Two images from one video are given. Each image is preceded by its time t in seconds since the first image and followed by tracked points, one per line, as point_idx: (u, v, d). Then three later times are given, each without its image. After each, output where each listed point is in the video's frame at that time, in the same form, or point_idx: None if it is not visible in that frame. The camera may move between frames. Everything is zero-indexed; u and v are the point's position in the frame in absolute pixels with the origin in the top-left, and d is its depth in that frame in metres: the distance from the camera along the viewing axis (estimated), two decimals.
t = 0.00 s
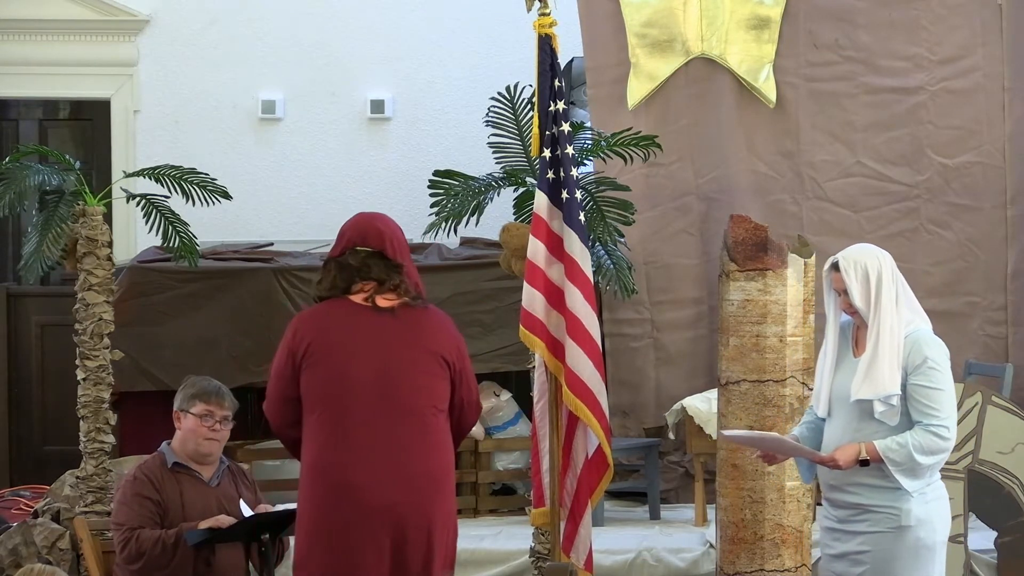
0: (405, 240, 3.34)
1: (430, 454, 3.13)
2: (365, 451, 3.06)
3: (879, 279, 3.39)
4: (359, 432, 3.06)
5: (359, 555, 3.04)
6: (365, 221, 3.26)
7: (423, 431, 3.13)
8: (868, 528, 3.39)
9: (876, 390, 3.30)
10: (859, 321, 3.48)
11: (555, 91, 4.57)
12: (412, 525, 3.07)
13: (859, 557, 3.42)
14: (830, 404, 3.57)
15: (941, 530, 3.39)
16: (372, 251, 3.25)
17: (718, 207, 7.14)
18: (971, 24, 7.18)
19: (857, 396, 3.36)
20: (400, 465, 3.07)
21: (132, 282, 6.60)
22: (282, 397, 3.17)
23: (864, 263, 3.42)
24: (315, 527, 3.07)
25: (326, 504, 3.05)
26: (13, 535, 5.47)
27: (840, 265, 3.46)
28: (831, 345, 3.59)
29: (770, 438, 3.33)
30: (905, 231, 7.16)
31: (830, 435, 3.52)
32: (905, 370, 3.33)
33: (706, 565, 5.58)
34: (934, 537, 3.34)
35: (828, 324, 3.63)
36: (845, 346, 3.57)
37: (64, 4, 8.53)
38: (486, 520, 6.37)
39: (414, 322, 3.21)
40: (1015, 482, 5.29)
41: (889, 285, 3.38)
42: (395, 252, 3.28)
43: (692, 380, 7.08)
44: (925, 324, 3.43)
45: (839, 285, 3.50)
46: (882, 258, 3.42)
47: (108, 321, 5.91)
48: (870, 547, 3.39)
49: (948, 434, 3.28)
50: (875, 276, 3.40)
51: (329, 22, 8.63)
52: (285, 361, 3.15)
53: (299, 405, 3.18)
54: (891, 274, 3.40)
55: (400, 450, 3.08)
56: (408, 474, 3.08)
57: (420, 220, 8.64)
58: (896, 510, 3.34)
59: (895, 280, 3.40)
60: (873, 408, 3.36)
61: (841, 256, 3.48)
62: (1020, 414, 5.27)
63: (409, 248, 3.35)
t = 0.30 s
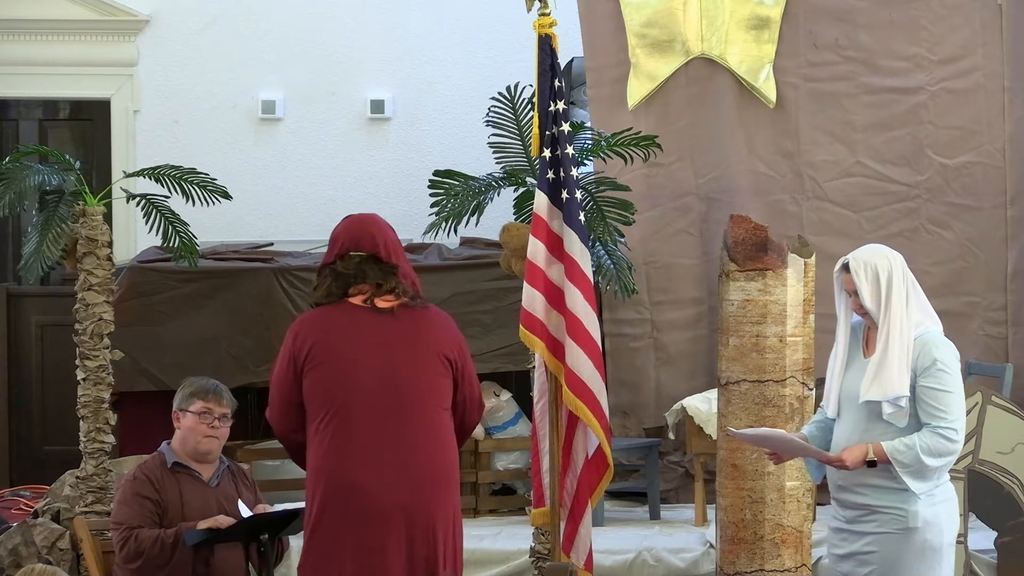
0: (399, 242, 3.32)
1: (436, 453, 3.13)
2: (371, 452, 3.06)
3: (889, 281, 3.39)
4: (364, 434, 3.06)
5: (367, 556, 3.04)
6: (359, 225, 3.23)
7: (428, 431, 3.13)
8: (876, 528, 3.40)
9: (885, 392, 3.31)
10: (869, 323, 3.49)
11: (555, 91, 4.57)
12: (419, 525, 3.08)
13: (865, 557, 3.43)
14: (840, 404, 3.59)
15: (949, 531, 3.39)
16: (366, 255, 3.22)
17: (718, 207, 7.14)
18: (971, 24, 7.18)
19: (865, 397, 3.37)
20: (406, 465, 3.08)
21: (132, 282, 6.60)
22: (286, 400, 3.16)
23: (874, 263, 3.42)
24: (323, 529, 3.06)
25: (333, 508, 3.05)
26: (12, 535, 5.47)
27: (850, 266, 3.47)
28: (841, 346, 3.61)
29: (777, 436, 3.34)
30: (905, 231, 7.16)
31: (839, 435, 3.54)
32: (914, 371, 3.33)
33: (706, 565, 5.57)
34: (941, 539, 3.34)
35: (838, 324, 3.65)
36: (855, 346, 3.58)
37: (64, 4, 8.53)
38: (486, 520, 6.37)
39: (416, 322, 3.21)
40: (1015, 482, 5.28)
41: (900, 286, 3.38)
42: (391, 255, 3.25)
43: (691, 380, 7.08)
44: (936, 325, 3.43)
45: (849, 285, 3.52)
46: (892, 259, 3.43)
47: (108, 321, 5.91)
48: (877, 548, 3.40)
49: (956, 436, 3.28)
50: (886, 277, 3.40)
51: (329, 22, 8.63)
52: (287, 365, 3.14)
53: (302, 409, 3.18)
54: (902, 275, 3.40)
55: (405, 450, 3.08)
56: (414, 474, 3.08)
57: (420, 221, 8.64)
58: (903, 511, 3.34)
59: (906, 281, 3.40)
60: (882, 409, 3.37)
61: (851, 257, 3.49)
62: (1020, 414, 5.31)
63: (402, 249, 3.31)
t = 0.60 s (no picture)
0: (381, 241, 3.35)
1: (426, 449, 3.13)
2: (362, 450, 3.05)
3: (896, 282, 3.42)
4: (354, 433, 3.05)
5: (361, 555, 3.03)
6: (341, 225, 3.29)
7: (418, 429, 3.13)
8: (883, 529, 3.44)
9: (893, 393, 3.34)
10: (877, 324, 3.52)
11: (555, 91, 4.57)
12: (412, 522, 3.07)
13: (872, 557, 3.47)
14: (848, 406, 3.61)
15: (955, 533, 3.43)
16: (348, 250, 3.27)
17: (718, 207, 7.14)
18: (971, 24, 7.18)
19: (873, 399, 3.40)
20: (397, 462, 3.07)
21: (132, 282, 6.60)
22: (275, 401, 3.15)
23: (881, 264, 3.45)
24: (316, 529, 3.05)
25: (326, 508, 3.04)
26: (12, 535, 5.47)
27: (857, 267, 3.50)
28: (849, 347, 3.63)
29: (785, 442, 3.35)
30: (905, 231, 7.16)
31: (847, 437, 3.57)
32: (922, 373, 3.36)
33: (706, 565, 5.57)
34: (947, 540, 3.38)
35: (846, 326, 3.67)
36: (863, 348, 3.61)
37: (64, 4, 8.53)
38: (487, 520, 6.38)
39: (403, 319, 3.20)
40: (1016, 482, 5.27)
41: (907, 287, 3.42)
42: (371, 250, 3.30)
43: (691, 380, 7.08)
44: (944, 327, 3.46)
45: (856, 287, 3.54)
46: (899, 260, 3.46)
47: (108, 320, 5.91)
48: (883, 549, 3.44)
49: (964, 437, 3.31)
50: (892, 278, 3.43)
51: (329, 22, 8.63)
52: (276, 366, 3.13)
53: (291, 410, 3.17)
54: (909, 276, 3.43)
55: (396, 448, 3.08)
56: (405, 471, 3.08)
57: (420, 221, 8.64)
58: (910, 513, 3.38)
59: (913, 283, 3.43)
60: (889, 411, 3.40)
61: (858, 259, 3.52)
62: (1020, 415, 5.36)
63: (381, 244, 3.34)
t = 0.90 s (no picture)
0: (366, 242, 3.37)
1: (409, 448, 3.13)
2: (345, 449, 3.05)
3: (899, 283, 3.42)
4: (336, 432, 3.05)
5: (345, 554, 3.02)
6: (325, 228, 3.30)
7: (400, 427, 3.12)
8: (888, 531, 3.45)
9: (896, 395, 3.34)
10: (880, 325, 3.52)
11: (555, 91, 4.57)
12: (396, 520, 3.06)
13: (877, 558, 3.49)
14: (852, 407, 3.62)
15: (960, 534, 3.44)
16: (331, 250, 3.28)
17: (718, 207, 7.15)
18: (971, 24, 7.18)
19: (876, 401, 3.41)
20: (380, 460, 3.07)
21: (132, 282, 6.61)
22: (259, 402, 3.16)
23: (884, 265, 3.46)
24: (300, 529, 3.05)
25: (310, 507, 3.03)
26: (13, 535, 5.47)
27: (861, 268, 3.51)
28: (854, 348, 3.64)
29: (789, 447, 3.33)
30: (905, 231, 7.16)
31: (851, 439, 3.58)
32: (925, 375, 3.36)
33: (706, 565, 5.56)
34: (951, 542, 3.39)
35: (851, 328, 3.68)
36: (868, 350, 3.61)
37: (63, 4, 8.53)
38: (487, 520, 6.38)
39: (384, 318, 3.21)
40: (1016, 482, 5.26)
41: (910, 288, 3.41)
42: (354, 250, 3.30)
43: (691, 380, 7.08)
44: (948, 328, 3.46)
45: (860, 287, 3.55)
46: (903, 261, 3.46)
47: (108, 321, 5.91)
48: (888, 550, 3.45)
49: (968, 439, 3.29)
50: (896, 278, 3.43)
51: (329, 22, 8.63)
52: (260, 367, 3.14)
53: (275, 410, 3.18)
54: (913, 276, 3.43)
55: (379, 446, 3.07)
56: (388, 470, 3.07)
57: (420, 221, 8.64)
58: (914, 515, 3.38)
59: (916, 284, 3.43)
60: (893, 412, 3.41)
61: (862, 259, 3.53)
62: (1020, 415, 5.33)
63: (367, 247, 3.36)
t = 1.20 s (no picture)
0: (353, 239, 3.37)
1: (387, 447, 3.12)
2: (321, 448, 3.05)
3: (902, 283, 3.43)
4: (313, 431, 3.05)
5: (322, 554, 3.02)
6: (309, 227, 3.31)
7: (378, 427, 3.11)
8: (891, 531, 3.45)
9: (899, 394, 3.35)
10: (884, 325, 3.53)
11: (555, 91, 4.57)
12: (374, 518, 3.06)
13: (879, 559, 3.49)
14: (854, 408, 3.62)
15: (962, 534, 3.44)
16: (316, 248, 3.28)
17: (718, 207, 7.15)
18: (971, 24, 7.18)
19: (879, 400, 3.41)
20: (358, 460, 3.07)
21: (132, 282, 6.61)
22: (240, 402, 3.16)
23: (888, 265, 3.46)
24: (279, 529, 3.05)
25: (289, 507, 3.04)
26: (13, 535, 5.47)
27: (864, 267, 3.51)
28: (857, 348, 3.65)
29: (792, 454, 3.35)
30: (905, 231, 7.16)
31: (854, 439, 3.58)
32: (928, 375, 3.37)
33: (706, 565, 5.56)
34: (955, 543, 3.39)
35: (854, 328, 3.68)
36: (870, 350, 3.62)
37: (63, 3, 8.53)
38: (487, 520, 6.38)
39: (363, 317, 3.20)
40: (1015, 482, 5.25)
41: (914, 288, 3.42)
42: (339, 248, 3.30)
43: (691, 380, 7.08)
44: (951, 329, 3.46)
45: (863, 287, 3.55)
46: (907, 261, 3.46)
47: (108, 320, 5.91)
48: (891, 551, 3.45)
49: (971, 440, 3.30)
50: (899, 278, 3.43)
51: (329, 22, 8.63)
52: (240, 366, 3.15)
53: (255, 409, 3.18)
54: (915, 276, 3.43)
55: (357, 445, 3.07)
56: (366, 469, 3.07)
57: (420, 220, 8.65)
58: (918, 516, 3.38)
59: (920, 284, 3.44)
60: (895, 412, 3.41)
61: (866, 259, 3.53)
62: (1019, 415, 5.36)
63: (357, 246, 3.36)
